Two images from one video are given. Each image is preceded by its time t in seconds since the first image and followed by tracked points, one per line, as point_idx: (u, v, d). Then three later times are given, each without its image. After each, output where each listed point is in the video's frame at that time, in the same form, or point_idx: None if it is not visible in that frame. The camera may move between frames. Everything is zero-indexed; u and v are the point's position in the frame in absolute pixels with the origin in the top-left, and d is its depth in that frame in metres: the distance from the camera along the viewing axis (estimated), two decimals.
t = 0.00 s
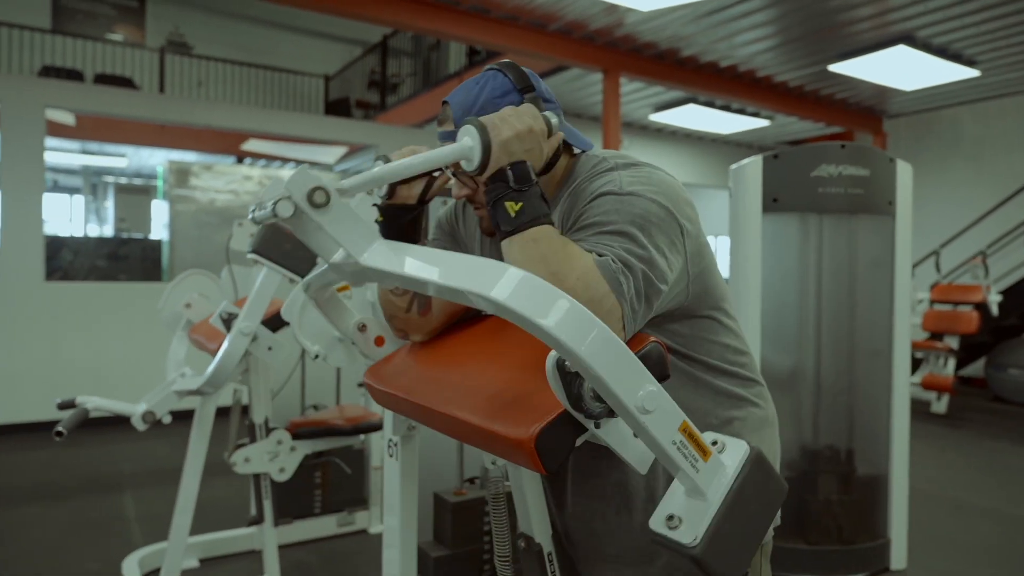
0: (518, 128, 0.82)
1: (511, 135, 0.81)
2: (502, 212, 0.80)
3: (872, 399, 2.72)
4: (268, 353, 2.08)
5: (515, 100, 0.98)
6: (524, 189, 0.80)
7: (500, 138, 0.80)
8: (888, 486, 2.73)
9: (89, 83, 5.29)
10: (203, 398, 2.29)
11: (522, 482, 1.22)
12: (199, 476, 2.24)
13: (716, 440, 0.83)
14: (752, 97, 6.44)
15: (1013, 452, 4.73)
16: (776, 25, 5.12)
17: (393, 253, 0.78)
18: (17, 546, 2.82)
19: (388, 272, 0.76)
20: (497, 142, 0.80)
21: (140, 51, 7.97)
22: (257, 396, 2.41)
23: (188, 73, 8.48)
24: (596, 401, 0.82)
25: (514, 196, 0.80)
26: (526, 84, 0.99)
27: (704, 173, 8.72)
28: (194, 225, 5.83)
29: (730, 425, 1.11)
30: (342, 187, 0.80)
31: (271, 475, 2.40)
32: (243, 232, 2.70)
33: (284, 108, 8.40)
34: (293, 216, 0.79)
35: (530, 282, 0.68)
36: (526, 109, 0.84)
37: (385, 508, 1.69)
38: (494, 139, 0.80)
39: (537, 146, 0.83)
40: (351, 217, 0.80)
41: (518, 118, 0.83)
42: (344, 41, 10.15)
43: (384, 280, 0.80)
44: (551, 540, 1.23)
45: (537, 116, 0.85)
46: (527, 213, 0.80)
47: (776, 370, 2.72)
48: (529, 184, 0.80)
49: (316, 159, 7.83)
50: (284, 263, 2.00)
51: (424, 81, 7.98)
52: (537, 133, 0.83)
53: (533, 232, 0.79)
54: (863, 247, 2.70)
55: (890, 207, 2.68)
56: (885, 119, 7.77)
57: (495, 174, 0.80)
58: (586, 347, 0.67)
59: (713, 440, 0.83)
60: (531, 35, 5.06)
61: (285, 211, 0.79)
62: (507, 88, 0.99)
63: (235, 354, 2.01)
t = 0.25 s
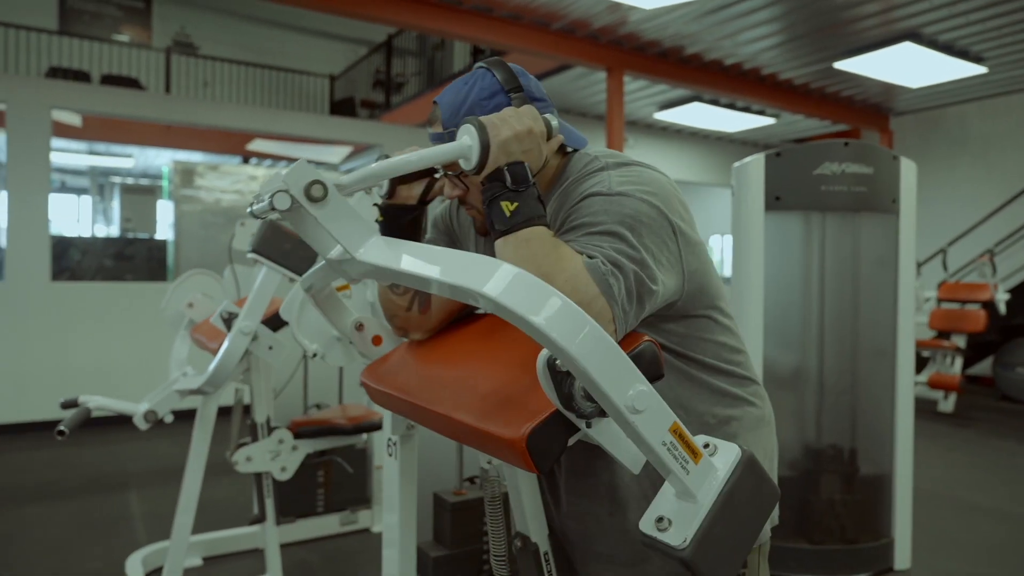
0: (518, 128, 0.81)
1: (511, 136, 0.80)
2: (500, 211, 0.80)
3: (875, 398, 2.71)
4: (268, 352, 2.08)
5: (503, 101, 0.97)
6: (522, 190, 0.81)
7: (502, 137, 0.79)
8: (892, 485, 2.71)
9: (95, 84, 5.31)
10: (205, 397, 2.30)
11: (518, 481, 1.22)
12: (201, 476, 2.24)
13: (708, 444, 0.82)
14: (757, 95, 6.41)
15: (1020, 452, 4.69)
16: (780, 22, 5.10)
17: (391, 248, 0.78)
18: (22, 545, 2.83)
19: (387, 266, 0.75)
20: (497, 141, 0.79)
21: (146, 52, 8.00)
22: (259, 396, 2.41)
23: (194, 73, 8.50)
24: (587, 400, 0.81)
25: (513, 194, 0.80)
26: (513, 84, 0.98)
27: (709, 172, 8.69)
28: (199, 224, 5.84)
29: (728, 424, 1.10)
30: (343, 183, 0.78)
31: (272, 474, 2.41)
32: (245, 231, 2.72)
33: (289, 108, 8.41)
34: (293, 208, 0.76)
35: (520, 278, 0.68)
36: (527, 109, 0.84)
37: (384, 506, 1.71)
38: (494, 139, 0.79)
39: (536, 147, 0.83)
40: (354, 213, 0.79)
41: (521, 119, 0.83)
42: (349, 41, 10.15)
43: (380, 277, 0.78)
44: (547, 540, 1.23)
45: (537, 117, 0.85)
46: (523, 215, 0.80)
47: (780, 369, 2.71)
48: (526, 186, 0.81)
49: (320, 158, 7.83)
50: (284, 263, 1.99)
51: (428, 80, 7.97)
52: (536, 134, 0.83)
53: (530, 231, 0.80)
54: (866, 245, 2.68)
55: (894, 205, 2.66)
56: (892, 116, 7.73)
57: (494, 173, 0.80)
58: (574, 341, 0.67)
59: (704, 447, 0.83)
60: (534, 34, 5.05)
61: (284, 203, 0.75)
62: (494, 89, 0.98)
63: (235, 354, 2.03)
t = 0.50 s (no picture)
0: (486, 140, 0.82)
1: (480, 147, 0.81)
2: (474, 224, 0.81)
3: (879, 398, 2.69)
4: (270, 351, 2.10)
5: (484, 101, 1.00)
6: (494, 201, 0.82)
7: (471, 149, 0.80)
8: (896, 485, 2.70)
9: (103, 84, 5.33)
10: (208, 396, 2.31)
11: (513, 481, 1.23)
12: (203, 475, 2.25)
13: (707, 430, 0.81)
14: (764, 94, 6.38)
15: None
16: (786, 20, 5.07)
17: (370, 266, 0.80)
18: (28, 543, 2.85)
19: (368, 284, 0.78)
20: (467, 155, 0.80)
21: (153, 52, 8.03)
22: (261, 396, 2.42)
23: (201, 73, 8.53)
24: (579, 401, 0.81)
25: (487, 207, 0.81)
26: (493, 84, 1.01)
27: (716, 170, 8.65)
28: (206, 224, 5.85)
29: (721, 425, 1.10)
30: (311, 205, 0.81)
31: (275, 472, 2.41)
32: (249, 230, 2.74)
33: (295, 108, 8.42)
34: (265, 235, 0.79)
35: (496, 294, 0.69)
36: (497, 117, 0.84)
37: (385, 505, 1.70)
38: (463, 152, 0.80)
39: (508, 156, 0.83)
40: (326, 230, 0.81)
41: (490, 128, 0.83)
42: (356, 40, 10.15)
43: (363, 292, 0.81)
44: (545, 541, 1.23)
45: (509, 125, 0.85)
46: (497, 225, 0.81)
47: (783, 369, 2.70)
48: (498, 196, 0.81)
49: (327, 157, 7.82)
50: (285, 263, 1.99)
51: (434, 79, 7.96)
52: (507, 143, 0.83)
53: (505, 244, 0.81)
54: (871, 245, 2.66)
55: (899, 204, 2.64)
56: (900, 114, 7.67)
57: (465, 186, 0.81)
58: (557, 350, 0.67)
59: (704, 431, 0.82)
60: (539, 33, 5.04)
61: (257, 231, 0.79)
62: (474, 90, 1.01)
63: (236, 353, 2.03)
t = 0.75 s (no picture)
0: (502, 131, 0.82)
1: (495, 138, 0.81)
2: (484, 213, 0.82)
3: (887, 394, 2.68)
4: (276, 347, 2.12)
5: (490, 96, 1.00)
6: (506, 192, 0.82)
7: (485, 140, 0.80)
8: (905, 481, 2.68)
9: (113, 83, 5.37)
10: (216, 392, 2.32)
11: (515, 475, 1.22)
12: (212, 470, 2.27)
13: (703, 435, 0.81)
14: (773, 88, 6.33)
15: None
16: (795, 13, 5.03)
17: (378, 250, 0.80)
18: (40, 537, 2.89)
19: (375, 267, 0.77)
20: (481, 145, 0.80)
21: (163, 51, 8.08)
22: (268, 392, 2.43)
23: (211, 71, 8.57)
24: (577, 397, 0.81)
25: (496, 197, 0.81)
26: (498, 79, 1.01)
27: (725, 165, 8.60)
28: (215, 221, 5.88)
29: (725, 420, 1.09)
30: (329, 188, 0.82)
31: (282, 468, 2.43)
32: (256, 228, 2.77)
33: (304, 105, 8.44)
34: (280, 213, 0.81)
35: (503, 280, 0.69)
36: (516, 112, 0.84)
37: (390, 499, 1.69)
38: (477, 142, 0.80)
39: (522, 148, 0.84)
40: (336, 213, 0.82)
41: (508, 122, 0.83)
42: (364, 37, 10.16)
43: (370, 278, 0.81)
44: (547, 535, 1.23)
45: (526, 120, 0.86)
46: (507, 215, 0.81)
47: (791, 364, 2.69)
48: (511, 187, 0.82)
49: (336, 154, 7.83)
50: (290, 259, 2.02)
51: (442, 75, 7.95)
52: (521, 137, 0.84)
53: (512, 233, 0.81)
54: (878, 240, 2.65)
55: (907, 198, 2.61)
56: (911, 107, 7.59)
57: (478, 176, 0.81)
58: (556, 341, 0.67)
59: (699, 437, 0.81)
60: (545, 28, 5.02)
61: (271, 208, 0.81)
62: (480, 85, 1.01)
63: (243, 349, 2.04)
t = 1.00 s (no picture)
0: (484, 137, 0.83)
1: (476, 144, 0.83)
2: (472, 221, 0.81)
3: (896, 395, 2.66)
4: (283, 345, 2.13)
5: (496, 96, 1.00)
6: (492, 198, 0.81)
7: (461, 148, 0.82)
8: (914, 483, 2.66)
9: (126, 83, 5.41)
10: (224, 390, 2.34)
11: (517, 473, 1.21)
12: (220, 467, 2.29)
13: (707, 423, 0.80)
14: (783, 87, 6.30)
15: None
16: (806, 12, 5.00)
17: (368, 264, 0.82)
18: (51, 533, 2.91)
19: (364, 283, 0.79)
20: (463, 153, 0.82)
21: (175, 50, 8.13)
22: (275, 390, 2.45)
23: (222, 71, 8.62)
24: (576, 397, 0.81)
25: (481, 204, 0.81)
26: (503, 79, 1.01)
27: (736, 165, 8.56)
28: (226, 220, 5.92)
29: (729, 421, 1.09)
30: (311, 206, 0.88)
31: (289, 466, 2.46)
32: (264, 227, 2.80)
33: (314, 104, 8.47)
34: (269, 237, 0.88)
35: (491, 292, 0.68)
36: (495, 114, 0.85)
37: (394, 496, 1.71)
38: (460, 150, 0.82)
39: (507, 154, 0.84)
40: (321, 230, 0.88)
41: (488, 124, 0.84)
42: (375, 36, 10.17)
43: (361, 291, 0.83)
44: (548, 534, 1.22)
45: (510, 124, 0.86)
46: (496, 221, 0.81)
47: (799, 364, 2.67)
48: (498, 192, 0.81)
49: (346, 153, 7.85)
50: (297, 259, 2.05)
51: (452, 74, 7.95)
52: (506, 142, 0.84)
53: (502, 243, 0.80)
54: (886, 240, 2.63)
55: (917, 199, 2.58)
56: (924, 106, 7.52)
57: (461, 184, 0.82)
58: (547, 350, 0.67)
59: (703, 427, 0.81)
60: (554, 27, 5.02)
61: (261, 234, 0.88)
62: (485, 87, 1.01)
63: (250, 347, 2.06)
